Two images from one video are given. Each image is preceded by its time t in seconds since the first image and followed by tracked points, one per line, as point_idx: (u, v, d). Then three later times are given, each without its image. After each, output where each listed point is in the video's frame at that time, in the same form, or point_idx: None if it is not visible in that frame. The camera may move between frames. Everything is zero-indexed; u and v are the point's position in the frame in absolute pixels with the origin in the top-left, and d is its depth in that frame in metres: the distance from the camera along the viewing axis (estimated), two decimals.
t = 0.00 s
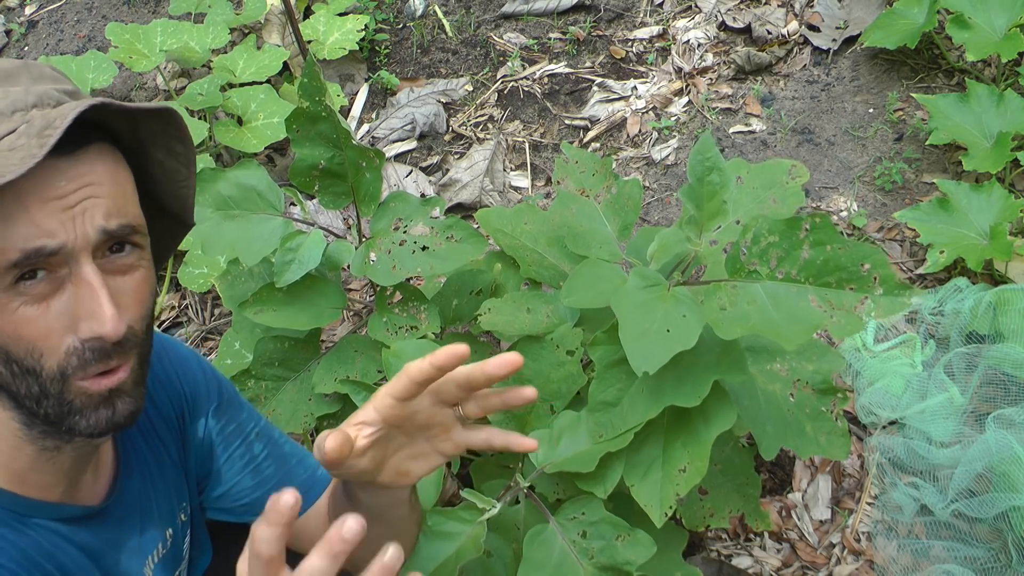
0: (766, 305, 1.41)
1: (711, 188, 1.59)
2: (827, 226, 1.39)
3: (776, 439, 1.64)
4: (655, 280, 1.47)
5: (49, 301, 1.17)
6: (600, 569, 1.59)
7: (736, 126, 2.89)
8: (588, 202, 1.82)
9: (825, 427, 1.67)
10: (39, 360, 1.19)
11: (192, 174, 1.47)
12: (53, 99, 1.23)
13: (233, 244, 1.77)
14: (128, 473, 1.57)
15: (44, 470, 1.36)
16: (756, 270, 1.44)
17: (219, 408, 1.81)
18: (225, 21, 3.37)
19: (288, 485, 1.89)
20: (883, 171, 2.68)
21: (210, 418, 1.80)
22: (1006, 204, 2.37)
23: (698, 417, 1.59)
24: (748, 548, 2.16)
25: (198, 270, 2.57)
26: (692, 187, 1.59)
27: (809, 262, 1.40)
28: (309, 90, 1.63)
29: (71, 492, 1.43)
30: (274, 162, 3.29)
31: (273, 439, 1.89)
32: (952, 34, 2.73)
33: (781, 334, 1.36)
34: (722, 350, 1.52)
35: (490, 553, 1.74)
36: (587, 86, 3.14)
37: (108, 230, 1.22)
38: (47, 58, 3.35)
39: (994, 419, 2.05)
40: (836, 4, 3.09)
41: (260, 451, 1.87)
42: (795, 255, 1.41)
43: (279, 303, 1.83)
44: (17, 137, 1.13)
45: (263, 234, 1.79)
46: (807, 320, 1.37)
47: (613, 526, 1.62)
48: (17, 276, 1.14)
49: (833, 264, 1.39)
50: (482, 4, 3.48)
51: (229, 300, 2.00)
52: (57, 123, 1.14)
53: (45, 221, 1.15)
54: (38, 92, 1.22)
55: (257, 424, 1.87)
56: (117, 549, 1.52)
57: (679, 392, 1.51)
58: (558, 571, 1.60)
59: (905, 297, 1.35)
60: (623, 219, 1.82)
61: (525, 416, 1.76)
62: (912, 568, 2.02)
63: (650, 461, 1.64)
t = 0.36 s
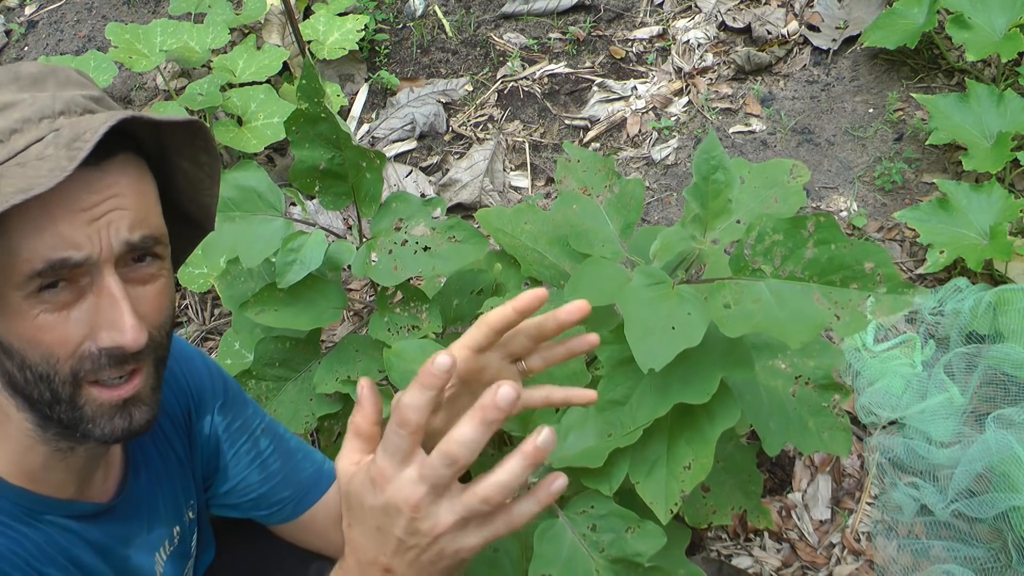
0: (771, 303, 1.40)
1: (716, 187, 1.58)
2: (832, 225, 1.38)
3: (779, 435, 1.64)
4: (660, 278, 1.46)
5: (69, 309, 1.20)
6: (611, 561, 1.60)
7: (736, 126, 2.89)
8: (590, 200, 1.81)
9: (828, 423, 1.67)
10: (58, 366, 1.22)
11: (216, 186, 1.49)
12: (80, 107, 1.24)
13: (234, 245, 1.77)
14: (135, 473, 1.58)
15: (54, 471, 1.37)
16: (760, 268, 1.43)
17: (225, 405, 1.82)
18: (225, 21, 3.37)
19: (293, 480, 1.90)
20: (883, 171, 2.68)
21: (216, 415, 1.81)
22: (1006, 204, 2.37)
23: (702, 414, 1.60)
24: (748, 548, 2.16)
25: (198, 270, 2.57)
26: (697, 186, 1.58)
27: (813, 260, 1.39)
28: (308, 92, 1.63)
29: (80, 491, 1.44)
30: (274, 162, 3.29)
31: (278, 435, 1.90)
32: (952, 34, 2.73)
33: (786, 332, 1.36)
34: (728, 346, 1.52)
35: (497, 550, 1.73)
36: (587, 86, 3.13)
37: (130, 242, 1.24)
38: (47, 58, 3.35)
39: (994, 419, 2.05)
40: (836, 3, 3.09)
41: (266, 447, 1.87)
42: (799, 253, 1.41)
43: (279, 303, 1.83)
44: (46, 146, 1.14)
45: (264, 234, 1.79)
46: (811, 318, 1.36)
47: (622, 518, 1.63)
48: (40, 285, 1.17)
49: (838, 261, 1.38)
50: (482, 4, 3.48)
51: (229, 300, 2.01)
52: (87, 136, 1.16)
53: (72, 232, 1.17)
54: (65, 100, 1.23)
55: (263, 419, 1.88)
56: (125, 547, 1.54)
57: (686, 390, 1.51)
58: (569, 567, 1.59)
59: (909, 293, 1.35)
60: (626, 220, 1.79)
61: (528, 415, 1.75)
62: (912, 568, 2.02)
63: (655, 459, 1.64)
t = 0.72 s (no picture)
0: (763, 296, 1.40)
1: (709, 181, 1.58)
2: (823, 217, 1.38)
3: (776, 436, 1.64)
4: (654, 272, 1.46)
5: (74, 321, 1.21)
6: (607, 559, 1.59)
7: (736, 126, 2.89)
8: (588, 199, 1.82)
9: (825, 424, 1.68)
10: (62, 373, 1.23)
11: (209, 184, 1.49)
12: (70, 113, 1.25)
13: (233, 241, 1.77)
14: (133, 471, 1.59)
15: (52, 470, 1.37)
16: (754, 262, 1.44)
17: (220, 401, 1.84)
18: (225, 21, 3.37)
19: (289, 476, 1.91)
20: (883, 171, 2.68)
21: (211, 411, 1.82)
22: (1006, 204, 2.37)
23: (698, 411, 1.60)
24: (748, 548, 2.16)
25: (198, 270, 2.57)
26: (690, 180, 1.58)
27: (805, 253, 1.40)
28: (309, 88, 1.62)
29: (77, 488, 1.45)
30: (274, 162, 3.29)
31: (274, 429, 1.91)
32: (952, 34, 2.73)
33: (777, 324, 1.36)
34: (723, 343, 1.52)
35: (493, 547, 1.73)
36: (587, 86, 3.14)
37: (134, 253, 1.25)
38: (47, 58, 3.35)
39: (994, 419, 2.05)
40: (836, 3, 3.09)
41: (262, 442, 1.88)
42: (792, 247, 1.41)
43: (278, 301, 1.82)
44: (44, 160, 1.14)
45: (262, 231, 1.79)
46: (804, 310, 1.36)
47: (618, 516, 1.61)
48: (44, 301, 1.16)
49: (830, 253, 1.38)
50: (482, 4, 3.48)
51: (229, 299, 2.01)
52: (88, 151, 1.16)
53: (75, 247, 1.17)
54: (55, 105, 1.23)
55: (258, 414, 1.89)
56: (123, 546, 1.54)
57: (678, 386, 1.51)
58: (564, 562, 1.59)
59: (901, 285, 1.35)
60: (623, 215, 1.82)
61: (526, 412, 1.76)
62: (912, 568, 2.02)
63: (651, 456, 1.64)
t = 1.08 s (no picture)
0: (768, 306, 1.40)
1: (714, 189, 1.58)
2: (830, 229, 1.38)
3: (778, 438, 1.64)
4: (658, 280, 1.45)
5: (64, 316, 1.24)
6: (596, 569, 1.60)
7: (736, 126, 2.89)
8: (589, 201, 1.82)
9: (825, 427, 1.69)
10: (54, 368, 1.26)
11: (189, 176, 1.54)
12: (52, 108, 1.29)
13: (233, 244, 1.75)
14: (121, 465, 1.63)
15: (43, 465, 1.41)
16: (759, 271, 1.43)
17: (209, 397, 1.88)
18: (225, 21, 3.37)
19: (278, 473, 1.96)
20: (883, 171, 2.68)
21: (200, 407, 1.86)
22: (1006, 204, 2.37)
23: (699, 417, 1.59)
24: (748, 548, 2.16)
25: (198, 270, 2.57)
26: (694, 188, 1.58)
27: (811, 264, 1.39)
28: (309, 90, 1.62)
29: (66, 483, 1.48)
30: (274, 162, 3.29)
31: (263, 426, 1.95)
32: (952, 34, 2.73)
33: (784, 336, 1.36)
34: (723, 351, 1.51)
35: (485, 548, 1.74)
36: (587, 86, 3.14)
37: (121, 245, 1.29)
38: (47, 58, 3.35)
39: (994, 419, 2.05)
40: (836, 3, 3.09)
41: (252, 439, 1.92)
42: (798, 257, 1.40)
43: (278, 303, 1.82)
44: (29, 156, 1.17)
45: (263, 235, 1.77)
46: (809, 321, 1.36)
47: (610, 526, 1.62)
48: (35, 297, 1.19)
49: (836, 265, 1.38)
50: (482, 4, 3.48)
51: (229, 300, 2.01)
52: (73, 146, 1.20)
53: (64, 242, 1.20)
54: (37, 101, 1.27)
55: (247, 411, 1.93)
56: (112, 540, 1.58)
57: (679, 394, 1.50)
58: (553, 569, 1.60)
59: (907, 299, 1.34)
60: (624, 219, 1.81)
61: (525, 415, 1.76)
62: (912, 568, 2.02)
63: (650, 462, 1.63)
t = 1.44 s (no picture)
0: (763, 304, 1.39)
1: (708, 188, 1.58)
2: (824, 225, 1.38)
3: (776, 439, 1.64)
4: (654, 279, 1.45)
5: (67, 314, 1.24)
6: (594, 570, 1.60)
7: (736, 126, 2.89)
8: (588, 202, 1.82)
9: (825, 427, 1.68)
10: (57, 366, 1.26)
11: (186, 173, 1.54)
12: (53, 107, 1.29)
13: (232, 246, 1.75)
14: (119, 462, 1.63)
15: (41, 462, 1.41)
16: (753, 269, 1.43)
17: (205, 396, 1.88)
18: (224, 21, 3.37)
19: (275, 472, 1.95)
20: (883, 171, 2.68)
21: (197, 406, 1.86)
22: (1006, 204, 2.37)
23: (698, 417, 1.59)
24: (748, 548, 2.16)
25: (198, 270, 2.57)
26: (690, 187, 1.58)
27: (805, 262, 1.39)
28: (306, 91, 1.62)
29: (65, 481, 1.48)
30: (274, 162, 3.29)
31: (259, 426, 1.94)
32: (951, 34, 2.73)
33: (778, 335, 1.35)
34: (722, 350, 1.51)
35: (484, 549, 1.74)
36: (587, 86, 3.13)
37: (123, 243, 1.29)
38: (47, 58, 3.35)
39: (994, 419, 2.05)
40: (836, 3, 3.09)
41: (248, 437, 1.92)
42: (792, 255, 1.40)
43: (277, 303, 1.82)
44: (33, 155, 1.18)
45: (261, 236, 1.77)
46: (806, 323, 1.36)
47: (607, 528, 1.62)
48: (38, 294, 1.19)
49: (830, 262, 1.38)
50: (482, 4, 3.48)
51: (229, 300, 2.01)
52: (77, 144, 1.20)
53: (67, 241, 1.20)
54: (38, 100, 1.27)
55: (244, 411, 1.93)
56: (110, 537, 1.58)
57: (676, 393, 1.51)
58: (551, 571, 1.60)
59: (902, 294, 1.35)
60: (623, 219, 1.81)
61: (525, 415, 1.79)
62: (912, 568, 2.02)
63: (650, 462, 1.64)
